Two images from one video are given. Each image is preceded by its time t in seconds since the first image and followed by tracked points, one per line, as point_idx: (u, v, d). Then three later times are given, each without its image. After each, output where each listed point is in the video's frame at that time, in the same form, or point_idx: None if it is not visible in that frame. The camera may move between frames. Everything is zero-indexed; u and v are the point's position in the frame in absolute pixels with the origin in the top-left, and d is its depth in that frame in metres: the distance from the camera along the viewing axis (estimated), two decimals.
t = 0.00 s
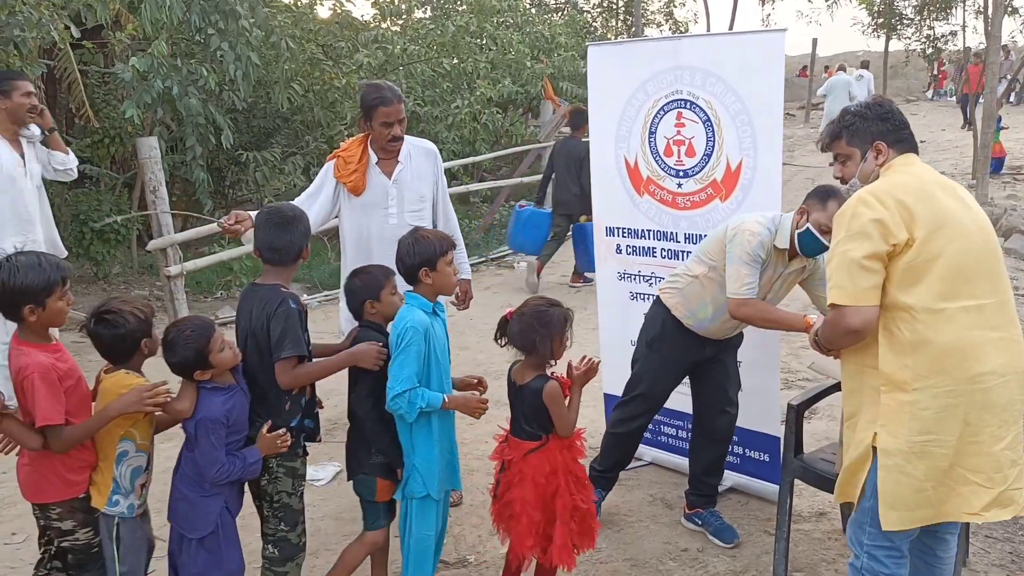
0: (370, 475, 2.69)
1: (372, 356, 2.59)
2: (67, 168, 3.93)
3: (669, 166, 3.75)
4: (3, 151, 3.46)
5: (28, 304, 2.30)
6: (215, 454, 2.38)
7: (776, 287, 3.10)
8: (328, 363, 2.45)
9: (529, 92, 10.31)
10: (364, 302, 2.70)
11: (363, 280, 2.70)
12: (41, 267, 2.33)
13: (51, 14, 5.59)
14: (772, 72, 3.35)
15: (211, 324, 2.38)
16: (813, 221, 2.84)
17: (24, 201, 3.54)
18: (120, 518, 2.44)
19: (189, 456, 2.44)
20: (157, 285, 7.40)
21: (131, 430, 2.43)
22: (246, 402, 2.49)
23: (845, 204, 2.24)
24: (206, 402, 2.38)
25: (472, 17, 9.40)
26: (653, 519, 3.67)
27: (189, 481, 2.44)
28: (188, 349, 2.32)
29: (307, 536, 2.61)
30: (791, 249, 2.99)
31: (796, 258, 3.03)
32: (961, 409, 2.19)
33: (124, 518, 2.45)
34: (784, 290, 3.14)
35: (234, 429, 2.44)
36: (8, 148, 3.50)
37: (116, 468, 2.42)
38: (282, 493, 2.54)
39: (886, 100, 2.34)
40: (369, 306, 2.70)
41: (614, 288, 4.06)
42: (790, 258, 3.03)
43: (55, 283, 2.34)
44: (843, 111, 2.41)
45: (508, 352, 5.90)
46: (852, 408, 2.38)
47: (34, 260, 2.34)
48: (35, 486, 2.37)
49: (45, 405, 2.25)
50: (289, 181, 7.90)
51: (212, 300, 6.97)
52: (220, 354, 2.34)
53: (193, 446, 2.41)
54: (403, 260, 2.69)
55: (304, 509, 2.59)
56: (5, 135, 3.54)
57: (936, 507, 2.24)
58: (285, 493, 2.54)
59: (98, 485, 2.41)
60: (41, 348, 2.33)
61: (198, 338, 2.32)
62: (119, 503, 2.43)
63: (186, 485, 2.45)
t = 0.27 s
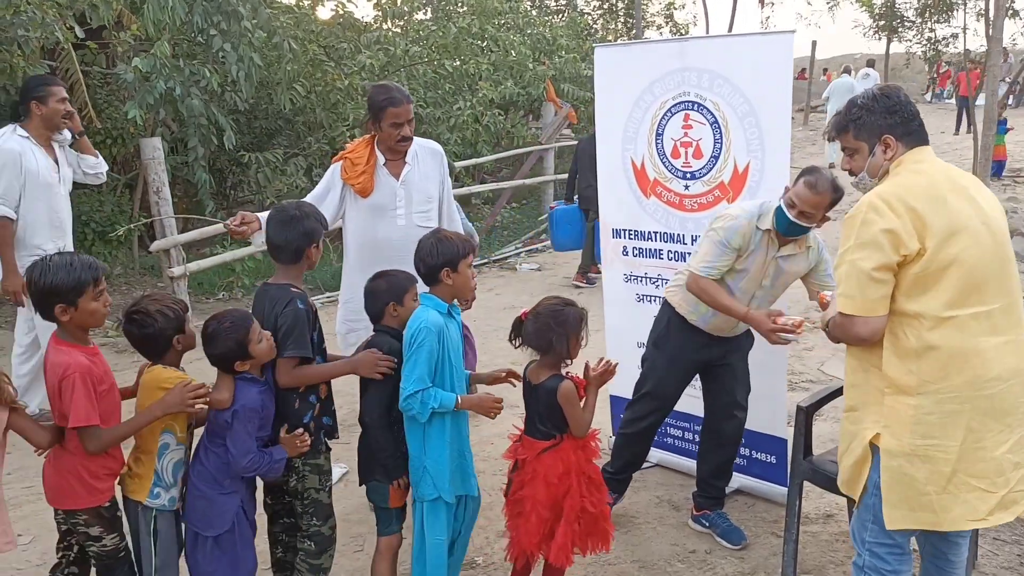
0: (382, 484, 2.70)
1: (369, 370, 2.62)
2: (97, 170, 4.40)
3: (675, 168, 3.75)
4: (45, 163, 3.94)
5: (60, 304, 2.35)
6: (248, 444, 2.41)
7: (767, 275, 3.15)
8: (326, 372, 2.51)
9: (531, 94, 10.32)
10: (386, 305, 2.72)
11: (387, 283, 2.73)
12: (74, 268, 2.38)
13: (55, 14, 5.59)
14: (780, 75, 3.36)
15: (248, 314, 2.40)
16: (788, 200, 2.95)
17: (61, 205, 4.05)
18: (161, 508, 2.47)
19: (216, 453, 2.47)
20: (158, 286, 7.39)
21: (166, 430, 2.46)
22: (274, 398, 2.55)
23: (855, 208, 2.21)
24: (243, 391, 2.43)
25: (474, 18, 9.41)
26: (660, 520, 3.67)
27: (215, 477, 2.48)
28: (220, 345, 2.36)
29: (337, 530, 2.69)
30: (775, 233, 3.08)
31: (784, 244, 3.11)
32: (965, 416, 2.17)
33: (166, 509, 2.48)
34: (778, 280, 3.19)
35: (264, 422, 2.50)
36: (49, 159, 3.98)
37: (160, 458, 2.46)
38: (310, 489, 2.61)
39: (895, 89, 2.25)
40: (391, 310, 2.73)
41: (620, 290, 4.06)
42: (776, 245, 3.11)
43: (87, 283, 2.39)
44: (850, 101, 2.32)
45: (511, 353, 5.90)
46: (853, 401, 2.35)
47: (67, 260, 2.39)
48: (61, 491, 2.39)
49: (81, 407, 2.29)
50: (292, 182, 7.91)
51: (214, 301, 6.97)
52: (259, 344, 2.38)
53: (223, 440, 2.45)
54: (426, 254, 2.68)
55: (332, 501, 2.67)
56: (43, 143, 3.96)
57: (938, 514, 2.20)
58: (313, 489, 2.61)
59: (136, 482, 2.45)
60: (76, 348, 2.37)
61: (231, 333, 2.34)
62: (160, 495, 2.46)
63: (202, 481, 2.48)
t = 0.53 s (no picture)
0: (400, 491, 2.67)
1: (394, 386, 2.57)
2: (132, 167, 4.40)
3: (686, 166, 3.73)
4: (84, 163, 3.96)
5: (106, 297, 2.35)
6: (261, 435, 2.41)
7: (756, 256, 3.18)
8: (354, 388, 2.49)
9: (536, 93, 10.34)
10: (400, 306, 2.67)
11: (397, 284, 2.68)
12: (120, 261, 2.39)
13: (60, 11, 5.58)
14: (792, 72, 3.34)
15: (266, 311, 2.43)
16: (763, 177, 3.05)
17: (100, 204, 4.07)
18: (192, 502, 2.50)
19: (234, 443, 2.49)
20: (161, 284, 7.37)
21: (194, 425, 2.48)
22: (296, 399, 2.53)
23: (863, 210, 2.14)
24: (266, 381, 2.44)
25: (478, 17, 9.39)
26: (671, 520, 3.65)
27: (232, 467, 2.50)
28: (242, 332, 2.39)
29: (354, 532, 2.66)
30: (757, 213, 3.16)
31: (769, 224, 3.17)
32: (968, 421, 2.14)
33: (195, 502, 2.51)
34: (769, 263, 3.20)
35: (282, 415, 2.48)
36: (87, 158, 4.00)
37: (189, 453, 2.48)
38: (330, 490, 2.58)
39: (890, 84, 2.17)
40: (403, 311, 2.68)
41: (630, 289, 4.04)
42: (761, 225, 3.17)
43: (132, 276, 2.39)
44: (843, 98, 2.24)
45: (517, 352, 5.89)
46: (866, 403, 2.31)
47: (112, 254, 2.40)
48: (96, 488, 2.39)
49: (139, 399, 2.31)
50: (295, 181, 7.91)
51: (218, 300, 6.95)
52: (268, 343, 2.39)
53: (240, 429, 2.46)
54: (443, 252, 2.71)
55: (353, 504, 2.64)
56: (80, 143, 3.97)
57: (938, 512, 2.17)
58: (332, 490, 2.59)
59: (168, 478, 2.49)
60: (119, 341, 2.38)
61: (245, 327, 2.38)
62: (192, 489, 2.50)
63: (220, 474, 2.51)
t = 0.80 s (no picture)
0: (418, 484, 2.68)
1: (423, 381, 2.58)
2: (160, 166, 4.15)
3: (696, 163, 3.72)
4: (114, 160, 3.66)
5: (128, 287, 2.34)
6: (277, 442, 2.41)
7: (726, 239, 3.19)
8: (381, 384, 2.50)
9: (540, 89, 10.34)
10: (416, 302, 2.68)
11: (410, 281, 2.69)
12: (147, 252, 2.36)
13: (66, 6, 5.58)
14: (803, 68, 3.32)
15: (290, 314, 2.45)
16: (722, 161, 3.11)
17: (130, 204, 3.78)
18: (202, 501, 2.49)
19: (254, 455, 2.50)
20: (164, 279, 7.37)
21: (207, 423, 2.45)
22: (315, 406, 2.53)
23: (858, 214, 2.06)
24: (280, 388, 2.43)
25: (482, 13, 9.40)
26: (679, 517, 3.65)
27: (258, 471, 2.51)
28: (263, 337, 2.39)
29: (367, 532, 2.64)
30: (722, 198, 3.20)
31: (737, 208, 3.19)
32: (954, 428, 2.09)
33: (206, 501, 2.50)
34: (741, 248, 3.19)
35: (299, 420, 2.49)
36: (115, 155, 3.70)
37: (200, 452, 2.47)
38: (343, 490, 2.58)
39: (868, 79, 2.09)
40: (419, 307, 2.69)
41: (639, 286, 4.04)
42: (727, 209, 3.20)
43: (156, 269, 2.36)
44: (822, 98, 2.18)
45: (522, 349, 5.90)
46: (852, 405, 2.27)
47: (140, 244, 2.38)
48: (124, 474, 2.39)
49: (153, 389, 2.30)
50: (298, 176, 7.94)
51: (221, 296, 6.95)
52: (291, 347, 2.40)
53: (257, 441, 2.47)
54: (460, 248, 2.72)
55: (367, 505, 2.62)
56: (107, 139, 3.68)
57: (925, 517, 2.13)
58: (346, 490, 2.58)
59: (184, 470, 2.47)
60: (142, 331, 2.37)
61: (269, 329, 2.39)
62: (202, 489, 2.48)
63: (250, 479, 2.52)
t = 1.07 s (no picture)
0: (436, 475, 2.70)
1: (439, 378, 2.60)
2: (196, 173, 4.19)
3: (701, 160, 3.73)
4: (140, 162, 3.87)
5: (138, 280, 2.35)
6: (303, 437, 2.43)
7: (675, 233, 3.27)
8: (397, 371, 2.54)
9: (542, 87, 10.35)
10: (429, 299, 2.69)
11: (426, 276, 2.69)
12: (158, 246, 2.37)
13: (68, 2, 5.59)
14: (807, 66, 3.32)
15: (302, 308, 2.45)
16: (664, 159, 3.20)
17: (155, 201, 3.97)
18: (209, 491, 2.51)
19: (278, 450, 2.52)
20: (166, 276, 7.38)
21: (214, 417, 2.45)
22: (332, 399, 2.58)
23: (855, 217, 2.03)
24: (290, 382, 2.45)
25: (485, 10, 9.40)
26: (683, 515, 3.65)
27: (291, 470, 2.52)
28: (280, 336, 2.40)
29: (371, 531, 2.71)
30: (666, 195, 3.30)
31: (682, 203, 3.28)
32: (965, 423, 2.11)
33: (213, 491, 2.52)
34: (691, 241, 3.27)
35: (321, 415, 2.51)
36: (143, 156, 3.90)
37: (207, 441, 2.50)
38: (352, 486, 2.65)
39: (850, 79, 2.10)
40: (434, 302, 2.69)
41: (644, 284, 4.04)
42: (672, 204, 3.29)
43: (168, 264, 2.36)
44: (806, 99, 2.18)
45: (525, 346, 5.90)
46: (839, 410, 2.26)
47: (153, 238, 2.39)
48: (132, 464, 2.39)
49: (150, 384, 2.30)
50: (300, 173, 7.97)
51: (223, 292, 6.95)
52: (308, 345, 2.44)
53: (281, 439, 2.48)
54: (471, 244, 2.74)
55: (372, 504, 2.69)
56: (138, 141, 3.90)
57: (947, 524, 2.12)
58: (354, 485, 2.65)
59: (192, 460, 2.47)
60: (150, 324, 2.38)
61: (286, 325, 2.39)
62: (209, 478, 2.50)
63: (278, 476, 2.54)
